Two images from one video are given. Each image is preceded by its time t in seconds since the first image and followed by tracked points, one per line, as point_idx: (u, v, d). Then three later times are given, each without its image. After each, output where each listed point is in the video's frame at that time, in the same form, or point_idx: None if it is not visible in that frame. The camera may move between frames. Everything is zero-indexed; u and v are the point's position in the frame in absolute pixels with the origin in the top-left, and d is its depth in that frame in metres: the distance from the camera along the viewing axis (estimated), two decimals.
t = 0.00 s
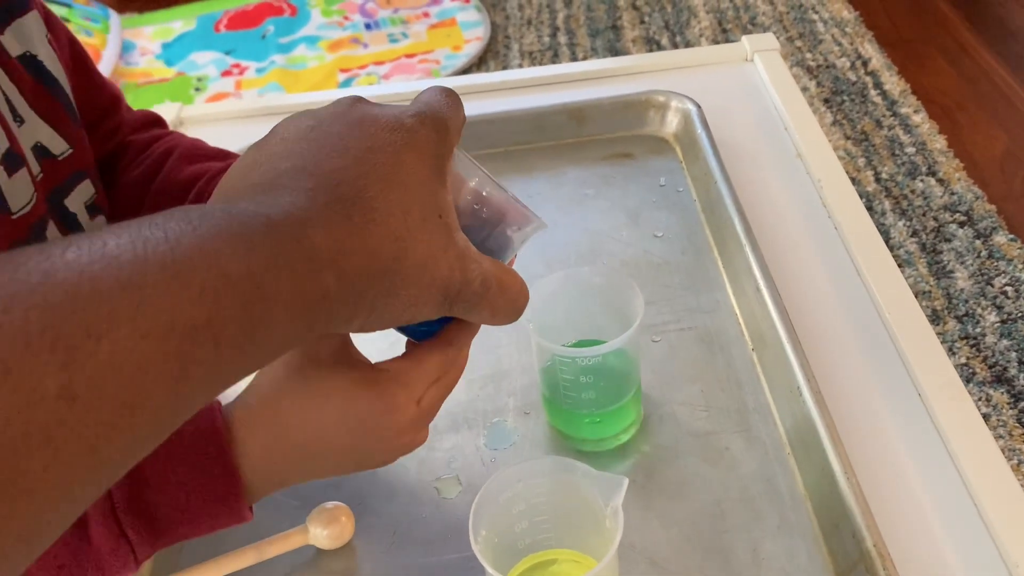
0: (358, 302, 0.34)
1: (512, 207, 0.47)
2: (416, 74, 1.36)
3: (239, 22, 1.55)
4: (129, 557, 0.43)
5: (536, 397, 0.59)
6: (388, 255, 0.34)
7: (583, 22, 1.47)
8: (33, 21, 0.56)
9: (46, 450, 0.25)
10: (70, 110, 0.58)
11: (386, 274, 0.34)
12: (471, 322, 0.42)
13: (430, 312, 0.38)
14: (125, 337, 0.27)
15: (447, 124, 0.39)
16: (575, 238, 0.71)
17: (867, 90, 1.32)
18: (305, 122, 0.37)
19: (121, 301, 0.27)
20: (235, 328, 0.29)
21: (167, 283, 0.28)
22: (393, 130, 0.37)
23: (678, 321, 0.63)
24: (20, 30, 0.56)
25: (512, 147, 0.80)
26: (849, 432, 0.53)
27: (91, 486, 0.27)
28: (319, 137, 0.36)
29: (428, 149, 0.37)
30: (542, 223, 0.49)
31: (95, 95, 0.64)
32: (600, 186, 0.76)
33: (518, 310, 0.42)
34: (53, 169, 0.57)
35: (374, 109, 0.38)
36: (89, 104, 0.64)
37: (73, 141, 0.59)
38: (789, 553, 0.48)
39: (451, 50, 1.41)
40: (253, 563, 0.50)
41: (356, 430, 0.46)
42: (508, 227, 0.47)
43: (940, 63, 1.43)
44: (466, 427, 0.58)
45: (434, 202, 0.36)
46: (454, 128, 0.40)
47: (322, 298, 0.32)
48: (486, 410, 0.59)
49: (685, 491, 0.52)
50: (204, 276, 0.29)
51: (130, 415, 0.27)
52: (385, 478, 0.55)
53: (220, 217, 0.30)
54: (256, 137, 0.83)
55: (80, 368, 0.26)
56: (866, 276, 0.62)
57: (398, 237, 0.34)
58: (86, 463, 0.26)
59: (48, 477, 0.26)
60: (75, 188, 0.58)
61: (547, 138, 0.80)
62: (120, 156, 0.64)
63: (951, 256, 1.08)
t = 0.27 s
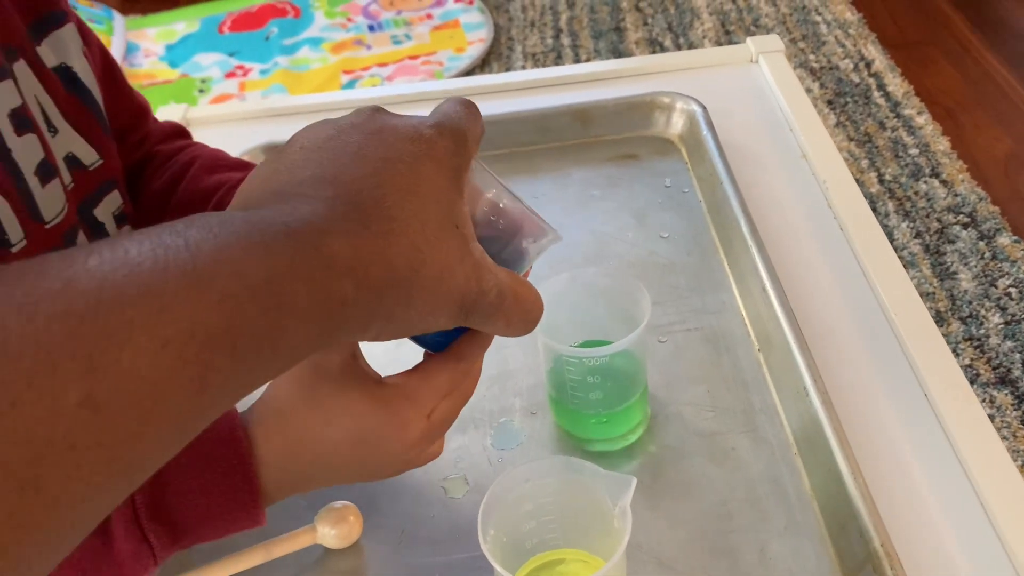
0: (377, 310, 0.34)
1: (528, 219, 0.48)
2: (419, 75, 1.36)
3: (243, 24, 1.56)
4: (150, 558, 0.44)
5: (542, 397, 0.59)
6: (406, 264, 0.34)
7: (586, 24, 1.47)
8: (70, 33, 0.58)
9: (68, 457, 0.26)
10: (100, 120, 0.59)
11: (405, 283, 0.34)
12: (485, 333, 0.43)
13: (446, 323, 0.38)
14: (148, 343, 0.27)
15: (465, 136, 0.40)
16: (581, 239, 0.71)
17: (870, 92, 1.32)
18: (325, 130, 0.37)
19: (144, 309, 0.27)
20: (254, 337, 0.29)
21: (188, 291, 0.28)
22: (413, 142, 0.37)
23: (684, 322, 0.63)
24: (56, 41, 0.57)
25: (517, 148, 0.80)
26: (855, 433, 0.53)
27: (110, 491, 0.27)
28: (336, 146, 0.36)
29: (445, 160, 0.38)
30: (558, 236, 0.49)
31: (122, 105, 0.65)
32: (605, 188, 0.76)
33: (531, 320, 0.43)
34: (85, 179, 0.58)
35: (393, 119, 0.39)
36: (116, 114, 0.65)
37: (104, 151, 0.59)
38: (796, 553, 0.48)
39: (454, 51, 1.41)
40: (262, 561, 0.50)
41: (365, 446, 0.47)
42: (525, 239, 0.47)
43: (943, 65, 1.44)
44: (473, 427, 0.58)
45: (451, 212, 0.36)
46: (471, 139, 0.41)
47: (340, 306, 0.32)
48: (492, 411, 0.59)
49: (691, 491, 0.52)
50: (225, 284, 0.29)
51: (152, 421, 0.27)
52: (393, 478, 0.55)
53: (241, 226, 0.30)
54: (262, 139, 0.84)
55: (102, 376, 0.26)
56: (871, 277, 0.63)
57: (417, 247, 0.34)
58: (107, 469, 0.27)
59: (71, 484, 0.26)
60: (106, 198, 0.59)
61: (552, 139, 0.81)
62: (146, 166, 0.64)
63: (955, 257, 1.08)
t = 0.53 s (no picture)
0: (385, 322, 0.34)
1: (537, 237, 0.48)
2: (417, 77, 1.36)
3: (240, 26, 1.56)
4: (164, 553, 0.46)
5: (536, 398, 0.59)
6: (415, 278, 0.34)
7: (583, 25, 1.47)
8: (116, 49, 0.58)
9: (78, 468, 0.26)
10: (136, 135, 0.60)
11: (413, 297, 0.34)
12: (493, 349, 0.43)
13: (453, 338, 0.38)
14: (161, 356, 0.27)
15: (476, 152, 0.40)
16: (578, 241, 0.71)
17: (867, 93, 1.32)
18: (336, 146, 0.37)
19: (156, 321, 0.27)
20: (265, 348, 0.29)
21: (198, 300, 0.28)
22: (424, 157, 0.37)
23: (680, 323, 0.63)
24: (101, 57, 0.57)
25: (513, 150, 0.80)
26: (848, 434, 0.53)
27: (118, 504, 0.27)
28: (350, 160, 0.36)
29: (457, 176, 0.38)
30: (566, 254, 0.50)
31: (158, 120, 0.65)
32: (601, 189, 0.76)
33: (538, 338, 0.43)
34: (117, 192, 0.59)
35: (404, 134, 0.39)
36: (151, 128, 0.65)
37: (138, 166, 0.60)
38: (790, 553, 0.49)
39: (451, 53, 1.41)
40: (255, 563, 0.50)
41: (365, 463, 0.50)
42: (533, 256, 0.48)
43: (940, 65, 1.44)
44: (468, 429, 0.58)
45: (461, 227, 0.37)
46: (482, 155, 0.41)
47: (350, 316, 0.32)
48: (487, 413, 0.59)
49: (687, 492, 0.52)
50: (237, 295, 0.29)
51: (163, 433, 0.27)
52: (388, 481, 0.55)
53: (253, 236, 0.30)
54: (257, 141, 0.84)
55: (115, 388, 0.26)
56: (865, 277, 0.63)
57: (426, 262, 0.34)
58: (116, 482, 0.26)
59: (81, 496, 0.26)
60: (136, 211, 0.60)
61: (547, 141, 0.81)
62: (174, 182, 0.65)
63: (952, 258, 1.08)
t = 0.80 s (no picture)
0: (382, 333, 0.34)
1: (535, 245, 0.48)
2: (411, 80, 1.36)
3: (235, 29, 1.56)
4: (166, 553, 0.46)
5: (529, 401, 0.59)
6: (414, 287, 0.34)
7: (577, 26, 1.47)
8: (148, 70, 0.61)
9: (77, 480, 0.25)
10: (161, 151, 0.63)
11: (412, 306, 0.34)
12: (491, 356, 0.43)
13: (452, 346, 0.39)
14: (159, 366, 0.26)
15: (473, 163, 0.40)
16: (570, 242, 0.71)
17: (861, 92, 1.32)
18: (333, 158, 0.37)
19: (155, 333, 0.26)
20: (264, 358, 0.29)
21: (195, 309, 0.28)
22: (421, 167, 0.37)
23: (672, 324, 0.63)
24: (135, 76, 0.60)
25: (505, 152, 0.80)
26: (840, 434, 0.53)
27: (114, 519, 0.26)
28: (346, 171, 0.36)
29: (454, 187, 0.38)
30: (565, 261, 0.50)
31: (182, 139, 0.67)
32: (593, 190, 0.76)
33: (538, 344, 0.43)
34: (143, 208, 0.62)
35: (401, 145, 0.39)
36: (174, 146, 0.67)
37: (162, 183, 0.63)
38: (783, 554, 0.48)
39: (446, 55, 1.41)
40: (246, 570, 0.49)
41: (362, 473, 0.51)
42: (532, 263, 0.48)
43: (934, 64, 1.44)
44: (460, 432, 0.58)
45: (458, 235, 0.36)
46: (479, 165, 0.41)
47: (348, 327, 0.32)
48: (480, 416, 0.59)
49: (679, 494, 0.52)
50: (236, 306, 0.29)
51: (161, 445, 0.26)
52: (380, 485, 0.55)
53: (251, 249, 0.30)
54: (250, 145, 0.83)
55: (116, 399, 0.25)
56: (857, 276, 0.63)
57: (425, 270, 0.34)
58: (113, 496, 0.26)
59: (80, 510, 0.25)
60: (157, 227, 0.62)
61: (539, 143, 0.80)
62: (191, 199, 0.66)
63: (947, 256, 1.08)
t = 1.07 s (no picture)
0: (389, 347, 0.34)
1: (536, 266, 0.48)
2: (406, 81, 1.36)
3: (229, 32, 1.56)
4: (161, 561, 0.46)
5: (525, 403, 0.59)
6: (421, 303, 0.34)
7: (572, 27, 1.47)
8: (171, 90, 0.63)
9: (90, 491, 0.26)
10: (178, 165, 0.65)
11: (421, 319, 0.34)
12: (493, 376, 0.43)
13: (457, 362, 0.39)
14: (169, 380, 0.27)
15: (477, 185, 0.40)
16: (564, 243, 0.71)
17: (856, 90, 1.32)
18: (344, 173, 0.38)
19: (162, 345, 0.27)
20: (272, 369, 0.30)
21: (205, 322, 0.28)
22: (428, 184, 0.37)
23: (666, 324, 0.63)
24: (158, 94, 0.62)
25: (498, 153, 0.80)
26: (835, 434, 0.53)
27: (128, 527, 0.27)
28: (357, 187, 0.36)
29: (460, 204, 0.38)
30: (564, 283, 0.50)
31: (196, 160, 0.68)
32: (587, 191, 0.76)
33: (539, 365, 0.43)
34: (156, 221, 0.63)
35: (407, 165, 0.39)
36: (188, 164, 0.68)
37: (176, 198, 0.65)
38: (778, 554, 0.48)
39: (440, 56, 1.41)
40: None
41: (364, 490, 0.50)
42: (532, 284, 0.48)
43: (928, 61, 1.44)
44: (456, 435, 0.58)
45: (465, 253, 0.37)
46: (482, 186, 0.41)
47: (357, 339, 0.32)
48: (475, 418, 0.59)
49: (674, 495, 0.52)
50: (246, 318, 0.29)
51: (173, 455, 0.27)
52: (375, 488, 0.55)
53: (260, 260, 0.31)
54: (244, 148, 0.83)
55: (127, 412, 0.26)
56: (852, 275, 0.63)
57: (432, 286, 0.34)
58: (127, 506, 0.27)
59: (94, 519, 0.26)
60: (168, 241, 0.64)
61: (533, 143, 0.81)
62: (201, 216, 0.68)
63: (942, 253, 1.08)
